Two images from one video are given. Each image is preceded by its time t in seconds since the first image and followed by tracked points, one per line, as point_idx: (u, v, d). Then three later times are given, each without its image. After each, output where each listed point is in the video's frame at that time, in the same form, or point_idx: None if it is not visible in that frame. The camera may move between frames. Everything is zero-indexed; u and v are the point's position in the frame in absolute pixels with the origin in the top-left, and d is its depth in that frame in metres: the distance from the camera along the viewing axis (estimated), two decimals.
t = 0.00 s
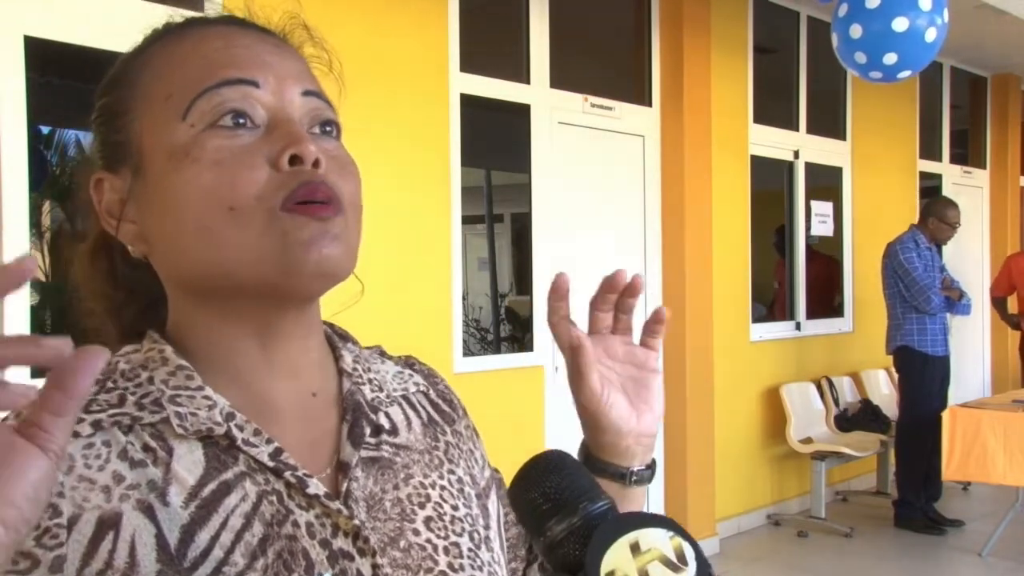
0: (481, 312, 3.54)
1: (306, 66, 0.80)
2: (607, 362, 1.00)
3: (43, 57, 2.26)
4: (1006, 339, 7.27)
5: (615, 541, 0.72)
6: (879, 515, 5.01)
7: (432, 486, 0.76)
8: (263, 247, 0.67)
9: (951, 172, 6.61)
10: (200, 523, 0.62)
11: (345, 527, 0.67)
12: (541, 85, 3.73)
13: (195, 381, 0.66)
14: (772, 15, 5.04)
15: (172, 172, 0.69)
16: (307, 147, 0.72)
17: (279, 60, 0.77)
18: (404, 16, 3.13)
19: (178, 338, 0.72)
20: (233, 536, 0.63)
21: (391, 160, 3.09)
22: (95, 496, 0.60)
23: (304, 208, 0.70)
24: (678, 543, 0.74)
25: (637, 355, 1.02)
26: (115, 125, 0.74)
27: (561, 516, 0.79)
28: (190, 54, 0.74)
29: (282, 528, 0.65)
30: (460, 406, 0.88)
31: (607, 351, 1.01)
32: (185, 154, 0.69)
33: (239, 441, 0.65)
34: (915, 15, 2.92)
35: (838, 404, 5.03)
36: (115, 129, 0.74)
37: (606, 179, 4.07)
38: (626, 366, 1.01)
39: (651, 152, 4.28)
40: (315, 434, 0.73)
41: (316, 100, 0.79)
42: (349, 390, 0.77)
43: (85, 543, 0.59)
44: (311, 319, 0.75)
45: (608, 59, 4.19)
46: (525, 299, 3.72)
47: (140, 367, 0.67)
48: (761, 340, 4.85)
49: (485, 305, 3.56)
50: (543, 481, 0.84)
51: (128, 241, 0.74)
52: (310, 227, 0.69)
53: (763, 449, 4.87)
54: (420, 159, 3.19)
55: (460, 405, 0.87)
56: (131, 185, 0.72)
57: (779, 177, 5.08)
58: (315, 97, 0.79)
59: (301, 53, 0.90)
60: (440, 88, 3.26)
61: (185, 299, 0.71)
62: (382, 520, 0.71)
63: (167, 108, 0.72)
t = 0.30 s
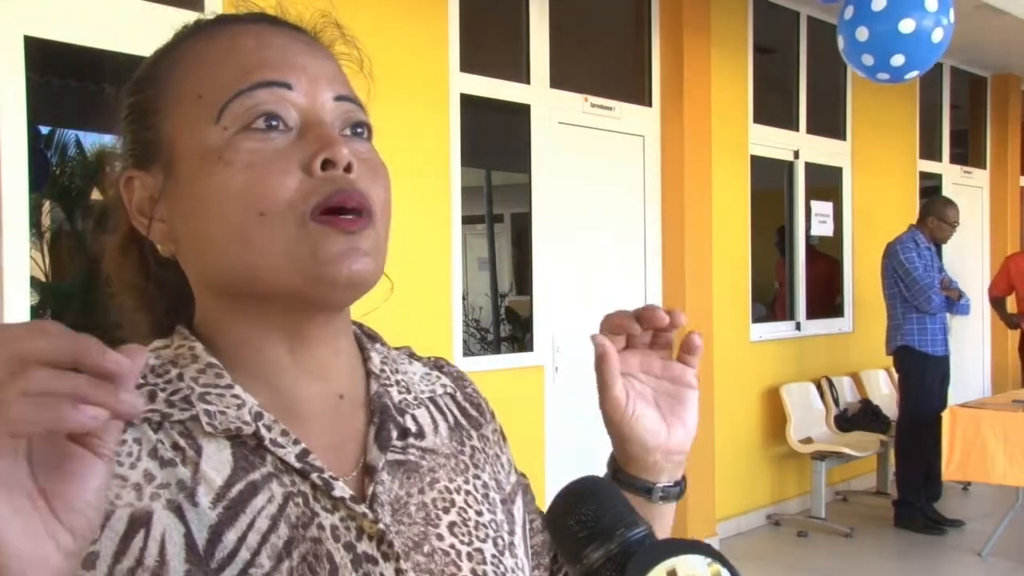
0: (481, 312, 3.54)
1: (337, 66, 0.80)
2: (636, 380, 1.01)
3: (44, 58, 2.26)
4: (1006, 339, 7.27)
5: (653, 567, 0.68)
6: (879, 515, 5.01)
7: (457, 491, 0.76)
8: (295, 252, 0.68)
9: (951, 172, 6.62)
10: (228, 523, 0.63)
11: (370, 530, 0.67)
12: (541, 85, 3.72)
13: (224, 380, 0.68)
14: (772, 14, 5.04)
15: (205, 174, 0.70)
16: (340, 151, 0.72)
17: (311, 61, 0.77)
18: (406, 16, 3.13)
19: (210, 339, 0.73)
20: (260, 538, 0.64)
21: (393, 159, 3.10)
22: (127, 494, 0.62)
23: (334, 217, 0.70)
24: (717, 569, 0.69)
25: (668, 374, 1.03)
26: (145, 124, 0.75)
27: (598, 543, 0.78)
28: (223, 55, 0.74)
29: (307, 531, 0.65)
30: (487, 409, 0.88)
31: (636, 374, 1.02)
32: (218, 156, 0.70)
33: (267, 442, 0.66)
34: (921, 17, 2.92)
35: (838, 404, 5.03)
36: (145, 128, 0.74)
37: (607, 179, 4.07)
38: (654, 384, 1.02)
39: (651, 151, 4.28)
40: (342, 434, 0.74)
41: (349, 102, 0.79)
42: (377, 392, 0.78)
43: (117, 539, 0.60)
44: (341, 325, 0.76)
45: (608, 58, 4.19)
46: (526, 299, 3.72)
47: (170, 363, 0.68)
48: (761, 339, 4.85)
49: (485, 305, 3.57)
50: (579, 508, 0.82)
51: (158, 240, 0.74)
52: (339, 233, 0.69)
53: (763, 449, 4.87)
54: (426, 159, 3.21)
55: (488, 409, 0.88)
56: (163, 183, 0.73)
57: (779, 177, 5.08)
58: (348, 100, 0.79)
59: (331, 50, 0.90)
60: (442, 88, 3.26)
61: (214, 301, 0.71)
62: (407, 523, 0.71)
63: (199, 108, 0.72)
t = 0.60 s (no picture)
0: (481, 312, 3.56)
1: (319, 81, 0.83)
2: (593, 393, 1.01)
3: (43, 58, 2.28)
4: (1006, 339, 7.28)
5: (673, 542, 0.76)
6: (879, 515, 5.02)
7: (426, 469, 0.81)
8: (256, 268, 0.71)
9: (950, 172, 6.63)
10: (192, 499, 0.66)
11: (338, 504, 0.72)
12: (541, 85, 3.74)
13: (184, 371, 0.71)
14: (772, 15, 5.05)
15: (179, 182, 0.73)
16: (310, 175, 0.75)
17: (295, 78, 0.80)
18: (405, 17, 3.14)
19: (178, 341, 0.76)
20: (224, 512, 0.67)
21: (394, 158, 3.12)
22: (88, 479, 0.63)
23: (294, 238, 0.74)
24: (734, 540, 0.77)
25: (631, 384, 1.01)
26: (128, 120, 0.77)
27: (616, 515, 0.80)
28: (208, 64, 0.76)
29: (273, 506, 0.69)
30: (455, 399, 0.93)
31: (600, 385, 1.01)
32: (191, 169, 0.73)
33: (228, 425, 0.70)
34: (933, 16, 2.94)
35: (838, 404, 5.05)
36: (126, 125, 0.77)
37: (606, 178, 4.09)
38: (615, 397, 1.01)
39: (651, 150, 4.30)
40: (307, 422, 0.78)
41: (326, 122, 0.82)
42: (341, 380, 0.83)
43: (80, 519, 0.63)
44: (307, 326, 0.80)
45: (610, 58, 4.19)
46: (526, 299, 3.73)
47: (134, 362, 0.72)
48: (761, 339, 4.85)
49: (485, 305, 3.58)
50: (591, 477, 0.83)
51: (126, 236, 0.77)
52: (299, 257, 0.73)
53: (763, 448, 4.89)
54: (428, 159, 3.23)
55: (456, 398, 0.92)
56: (138, 183, 0.75)
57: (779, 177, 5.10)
58: (326, 119, 0.82)
59: (322, 68, 0.92)
60: (442, 90, 3.28)
61: (180, 299, 0.74)
62: (377, 498, 0.76)
63: (179, 119, 0.74)
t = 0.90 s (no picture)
0: (481, 313, 3.55)
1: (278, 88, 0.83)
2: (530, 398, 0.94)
3: (43, 58, 2.27)
4: (1006, 339, 7.28)
5: (650, 519, 0.57)
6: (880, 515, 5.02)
7: (387, 473, 0.80)
8: (214, 262, 0.70)
9: (951, 172, 6.62)
10: (149, 500, 0.65)
11: (298, 506, 0.71)
12: (541, 85, 3.74)
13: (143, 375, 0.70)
14: (772, 15, 5.05)
15: (137, 184, 0.72)
16: (268, 175, 0.75)
17: (251, 84, 0.80)
18: (404, 17, 3.14)
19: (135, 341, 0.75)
20: (183, 513, 0.66)
21: (394, 158, 3.12)
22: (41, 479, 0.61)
23: (252, 232, 0.73)
24: (716, 521, 0.57)
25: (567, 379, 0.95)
26: (87, 131, 0.77)
27: (596, 495, 0.63)
28: (165, 71, 0.76)
29: (233, 507, 0.68)
30: (420, 404, 0.92)
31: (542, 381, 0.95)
32: (149, 168, 0.73)
33: (188, 428, 0.68)
34: (946, 14, 2.93)
35: (838, 404, 5.04)
36: (86, 134, 0.77)
37: (607, 178, 4.09)
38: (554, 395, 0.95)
39: (651, 151, 4.30)
40: (268, 426, 0.77)
41: (284, 126, 0.82)
42: (303, 385, 0.82)
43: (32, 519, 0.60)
44: (270, 328, 0.79)
45: (611, 59, 4.19)
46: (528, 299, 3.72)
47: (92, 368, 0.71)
48: (761, 339, 4.85)
49: (485, 306, 3.57)
50: (572, 454, 0.67)
51: (88, 243, 0.77)
52: (258, 252, 0.72)
53: (763, 448, 4.88)
54: (425, 158, 3.22)
55: (421, 403, 0.91)
56: (97, 190, 0.75)
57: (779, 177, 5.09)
58: (283, 123, 0.82)
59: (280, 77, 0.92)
60: (441, 90, 3.27)
61: (141, 303, 0.74)
62: (338, 501, 0.75)
63: (137, 124, 0.75)
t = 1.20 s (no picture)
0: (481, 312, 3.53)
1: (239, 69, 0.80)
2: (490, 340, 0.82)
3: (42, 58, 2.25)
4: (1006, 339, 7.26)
5: (628, 512, 0.53)
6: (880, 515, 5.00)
7: (366, 470, 0.75)
8: (185, 228, 0.66)
9: (951, 172, 6.61)
10: (114, 504, 0.62)
11: (270, 507, 0.67)
12: (541, 85, 3.73)
13: (116, 372, 0.66)
14: (773, 15, 5.04)
15: (100, 162, 0.69)
16: (234, 139, 0.70)
17: (207, 62, 0.76)
18: (403, 16, 3.12)
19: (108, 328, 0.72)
20: (149, 517, 0.63)
21: (394, 157, 3.11)
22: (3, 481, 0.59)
23: (227, 188, 0.68)
24: (692, 512, 0.53)
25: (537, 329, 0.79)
26: (48, 127, 0.74)
27: (571, 491, 0.59)
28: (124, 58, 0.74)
29: (202, 509, 0.65)
30: (405, 393, 0.84)
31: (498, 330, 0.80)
32: (113, 142, 0.69)
33: (159, 426, 0.65)
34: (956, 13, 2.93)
35: (838, 404, 5.03)
36: (46, 132, 0.74)
37: (608, 178, 4.08)
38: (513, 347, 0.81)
39: (651, 151, 4.29)
40: (244, 424, 0.73)
41: (243, 98, 0.77)
42: (279, 379, 0.77)
43: None
44: (243, 310, 0.73)
45: (612, 59, 4.18)
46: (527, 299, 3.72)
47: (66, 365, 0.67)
48: (761, 339, 4.84)
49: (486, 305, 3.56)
50: (551, 452, 0.63)
51: (58, 236, 0.73)
52: (237, 206, 0.67)
53: (763, 448, 4.87)
54: (418, 154, 3.18)
55: (404, 393, 0.84)
56: (59, 182, 0.72)
57: (779, 177, 5.08)
58: (243, 95, 0.77)
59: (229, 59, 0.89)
60: (440, 90, 3.26)
61: (113, 292, 0.70)
62: (312, 501, 0.71)
63: (96, 107, 0.71)
